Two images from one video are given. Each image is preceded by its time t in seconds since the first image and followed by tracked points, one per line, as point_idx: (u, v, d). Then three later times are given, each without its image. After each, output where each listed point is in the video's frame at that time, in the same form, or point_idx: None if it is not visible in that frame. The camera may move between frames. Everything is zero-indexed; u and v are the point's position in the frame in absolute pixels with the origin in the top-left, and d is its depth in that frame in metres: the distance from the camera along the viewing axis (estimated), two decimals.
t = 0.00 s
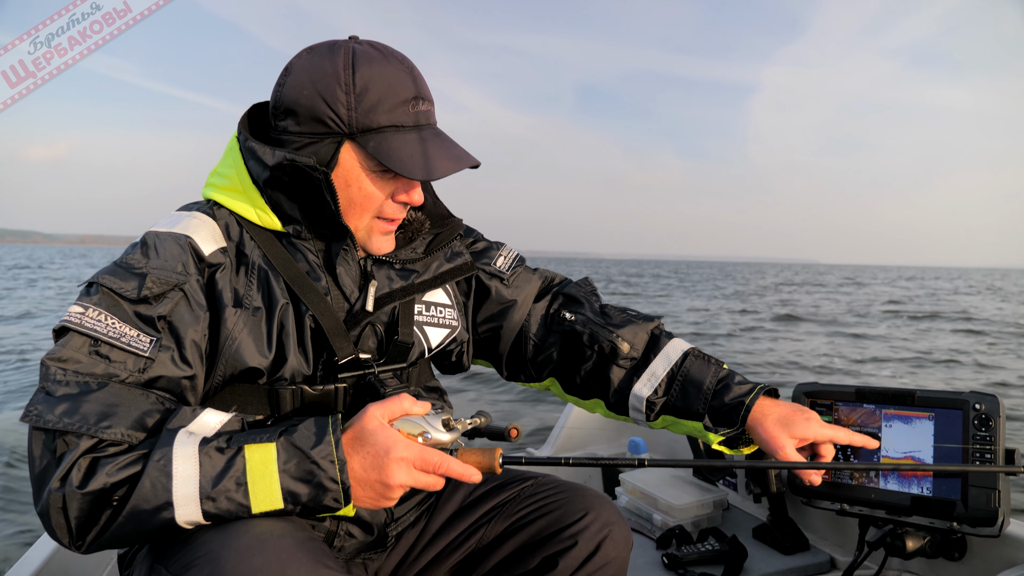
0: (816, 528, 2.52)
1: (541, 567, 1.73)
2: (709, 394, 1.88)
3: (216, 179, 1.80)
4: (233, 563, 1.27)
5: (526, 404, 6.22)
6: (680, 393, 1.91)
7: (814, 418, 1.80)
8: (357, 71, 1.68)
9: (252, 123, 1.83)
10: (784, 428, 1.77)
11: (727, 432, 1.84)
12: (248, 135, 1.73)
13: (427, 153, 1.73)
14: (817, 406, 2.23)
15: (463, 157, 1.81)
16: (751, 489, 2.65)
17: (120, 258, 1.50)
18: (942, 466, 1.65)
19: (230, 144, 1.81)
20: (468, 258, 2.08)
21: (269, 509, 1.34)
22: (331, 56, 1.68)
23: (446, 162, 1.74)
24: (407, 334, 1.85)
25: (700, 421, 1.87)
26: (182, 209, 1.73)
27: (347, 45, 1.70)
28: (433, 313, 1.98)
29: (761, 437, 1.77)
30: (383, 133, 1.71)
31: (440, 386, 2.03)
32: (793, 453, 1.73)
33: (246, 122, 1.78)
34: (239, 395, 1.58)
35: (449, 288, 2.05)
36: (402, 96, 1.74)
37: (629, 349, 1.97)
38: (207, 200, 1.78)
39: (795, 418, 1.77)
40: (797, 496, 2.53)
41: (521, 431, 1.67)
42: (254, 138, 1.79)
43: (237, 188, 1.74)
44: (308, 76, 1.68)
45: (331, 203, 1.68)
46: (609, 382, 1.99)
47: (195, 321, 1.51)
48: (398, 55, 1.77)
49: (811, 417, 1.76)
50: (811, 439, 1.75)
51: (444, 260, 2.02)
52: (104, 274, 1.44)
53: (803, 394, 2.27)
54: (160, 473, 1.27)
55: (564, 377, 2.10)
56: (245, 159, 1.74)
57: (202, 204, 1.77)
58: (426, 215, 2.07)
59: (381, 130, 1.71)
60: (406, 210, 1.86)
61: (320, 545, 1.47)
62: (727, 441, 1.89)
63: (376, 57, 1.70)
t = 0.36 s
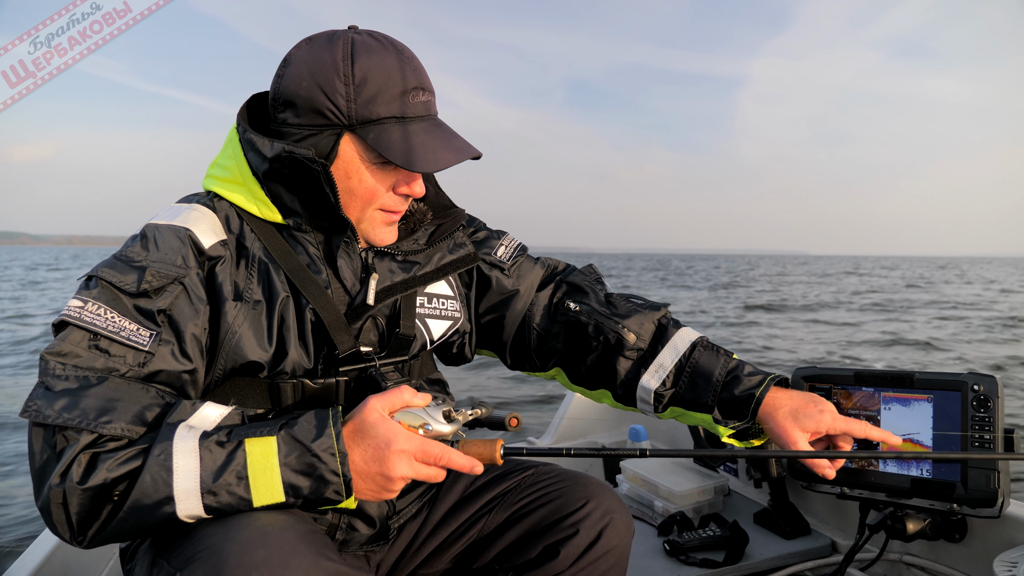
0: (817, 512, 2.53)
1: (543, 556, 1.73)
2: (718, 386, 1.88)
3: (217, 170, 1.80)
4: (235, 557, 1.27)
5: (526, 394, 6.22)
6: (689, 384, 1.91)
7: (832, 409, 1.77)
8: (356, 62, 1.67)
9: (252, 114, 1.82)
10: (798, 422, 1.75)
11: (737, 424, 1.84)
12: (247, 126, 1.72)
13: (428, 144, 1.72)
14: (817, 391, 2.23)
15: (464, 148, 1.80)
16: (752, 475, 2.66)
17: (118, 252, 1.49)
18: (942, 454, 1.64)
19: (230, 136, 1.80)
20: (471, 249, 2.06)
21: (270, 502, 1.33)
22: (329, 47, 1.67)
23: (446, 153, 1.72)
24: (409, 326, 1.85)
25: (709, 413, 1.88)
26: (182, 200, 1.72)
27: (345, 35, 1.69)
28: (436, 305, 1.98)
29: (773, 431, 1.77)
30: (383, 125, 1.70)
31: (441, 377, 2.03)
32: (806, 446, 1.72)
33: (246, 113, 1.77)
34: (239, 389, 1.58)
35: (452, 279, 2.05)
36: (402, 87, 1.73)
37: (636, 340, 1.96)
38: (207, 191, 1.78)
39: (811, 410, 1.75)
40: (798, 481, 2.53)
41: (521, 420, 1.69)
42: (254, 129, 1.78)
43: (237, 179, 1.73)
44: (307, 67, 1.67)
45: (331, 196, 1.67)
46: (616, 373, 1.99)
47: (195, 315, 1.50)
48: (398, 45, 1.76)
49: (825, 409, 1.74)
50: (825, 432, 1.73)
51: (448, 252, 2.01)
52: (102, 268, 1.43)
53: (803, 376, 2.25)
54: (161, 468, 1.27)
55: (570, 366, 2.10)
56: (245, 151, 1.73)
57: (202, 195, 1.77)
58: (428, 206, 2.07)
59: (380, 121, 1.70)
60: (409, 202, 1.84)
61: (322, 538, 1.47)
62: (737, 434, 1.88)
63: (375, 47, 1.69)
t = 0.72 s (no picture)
0: (817, 521, 2.53)
1: (543, 563, 1.74)
2: (715, 390, 1.88)
3: (216, 178, 1.81)
4: (236, 563, 1.27)
5: (526, 401, 6.23)
6: (686, 389, 1.91)
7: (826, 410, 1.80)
8: (353, 68, 1.68)
9: (250, 122, 1.83)
10: (793, 421, 1.77)
11: (734, 427, 1.85)
12: (246, 134, 1.73)
13: (424, 148, 1.73)
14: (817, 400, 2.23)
15: (461, 153, 1.80)
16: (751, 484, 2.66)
17: (119, 259, 1.50)
18: (941, 459, 1.65)
19: (229, 143, 1.81)
20: (470, 255, 2.08)
21: (272, 508, 1.34)
22: (327, 52, 1.68)
23: (443, 158, 1.73)
24: (408, 332, 1.86)
25: (707, 417, 1.88)
26: (181, 208, 1.73)
27: (342, 42, 1.70)
28: (434, 311, 1.98)
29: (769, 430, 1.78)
30: (381, 130, 1.71)
31: (441, 384, 2.03)
32: (802, 446, 1.74)
33: (244, 121, 1.78)
34: (239, 395, 1.59)
35: (450, 285, 2.05)
36: (399, 92, 1.73)
37: (634, 345, 1.97)
38: (207, 198, 1.79)
39: (806, 410, 1.77)
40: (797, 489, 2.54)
41: (520, 428, 1.69)
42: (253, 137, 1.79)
43: (237, 186, 1.75)
44: (304, 73, 1.68)
45: (330, 204, 1.68)
46: (614, 378, 1.99)
47: (196, 321, 1.51)
48: (395, 51, 1.77)
49: (821, 409, 1.76)
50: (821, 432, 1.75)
51: (446, 258, 2.03)
52: (103, 275, 1.44)
53: (802, 386, 2.25)
54: (162, 474, 1.27)
55: (568, 373, 2.10)
56: (244, 158, 1.74)
57: (202, 202, 1.78)
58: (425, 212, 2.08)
59: (378, 126, 1.71)
60: (405, 208, 1.86)
61: (322, 543, 1.47)
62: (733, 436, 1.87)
63: (371, 52, 1.70)
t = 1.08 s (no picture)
0: (817, 527, 2.53)
1: (542, 567, 1.74)
2: (687, 382, 1.89)
3: (218, 183, 1.82)
4: (237, 566, 1.28)
5: (526, 406, 6.22)
6: (661, 385, 1.92)
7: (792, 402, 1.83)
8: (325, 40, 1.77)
9: (257, 129, 1.86)
10: (762, 409, 1.79)
11: (706, 416, 1.84)
12: (251, 138, 1.74)
13: (369, 104, 1.71)
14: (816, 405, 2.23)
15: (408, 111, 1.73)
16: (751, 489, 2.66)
17: (122, 263, 1.51)
18: (940, 462, 1.65)
19: (230, 150, 1.82)
20: (467, 256, 2.11)
21: (272, 511, 1.34)
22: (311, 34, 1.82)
23: (381, 109, 1.69)
24: (407, 336, 1.87)
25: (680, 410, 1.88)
26: (183, 214, 1.74)
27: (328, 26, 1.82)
28: (432, 315, 1.99)
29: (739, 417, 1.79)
30: (335, 89, 1.74)
31: (439, 389, 2.04)
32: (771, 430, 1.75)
33: (251, 126, 1.80)
34: (239, 398, 1.59)
35: (448, 290, 2.06)
36: (364, 62, 1.78)
37: (618, 348, 1.98)
38: (207, 206, 1.79)
39: (772, 400, 1.80)
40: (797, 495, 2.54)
41: (520, 433, 1.70)
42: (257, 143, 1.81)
43: (238, 194, 1.75)
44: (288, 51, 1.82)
45: (324, 212, 1.69)
46: (598, 379, 2.00)
47: (197, 325, 1.52)
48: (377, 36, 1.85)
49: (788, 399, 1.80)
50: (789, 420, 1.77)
51: (442, 259, 2.04)
52: (106, 279, 1.45)
53: (802, 391, 2.26)
54: (164, 475, 1.28)
55: (559, 381, 2.10)
56: (245, 164, 1.76)
57: (202, 208, 1.79)
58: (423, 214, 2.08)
59: (333, 86, 1.74)
60: (376, 185, 1.84)
61: (322, 547, 1.47)
62: (706, 429, 1.89)
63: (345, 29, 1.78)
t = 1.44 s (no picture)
0: (817, 511, 2.54)
1: (543, 552, 1.74)
2: (700, 373, 1.88)
3: (222, 170, 1.81)
4: (238, 551, 1.28)
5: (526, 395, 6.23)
6: (672, 374, 1.91)
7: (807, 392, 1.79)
8: (356, 43, 1.70)
9: (261, 113, 1.84)
10: (776, 402, 1.76)
11: (717, 408, 1.84)
12: (254, 123, 1.73)
13: (421, 119, 1.72)
14: (817, 389, 2.23)
15: (457, 125, 1.79)
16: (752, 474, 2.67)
17: (125, 247, 1.51)
18: (941, 451, 1.64)
19: (235, 134, 1.81)
20: (469, 244, 2.09)
21: (273, 496, 1.34)
22: (330, 29, 1.71)
23: (439, 127, 1.72)
24: (409, 322, 1.86)
25: (692, 401, 1.88)
26: (188, 198, 1.73)
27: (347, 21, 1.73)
28: (436, 302, 1.99)
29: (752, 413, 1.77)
30: (379, 100, 1.71)
31: (441, 375, 2.03)
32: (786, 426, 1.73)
33: (255, 110, 1.79)
34: (242, 384, 1.59)
35: (450, 277, 2.06)
36: (398, 66, 1.74)
37: (626, 335, 1.97)
38: (213, 189, 1.79)
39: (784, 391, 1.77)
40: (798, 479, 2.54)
41: (521, 420, 1.69)
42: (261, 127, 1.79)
43: (243, 178, 1.75)
44: (308, 48, 1.70)
45: (331, 191, 1.68)
46: (605, 366, 1.99)
47: (201, 309, 1.51)
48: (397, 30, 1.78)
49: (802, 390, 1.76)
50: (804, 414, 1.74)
51: (446, 246, 2.03)
52: (110, 263, 1.44)
53: (803, 376, 2.27)
54: (166, 459, 1.28)
55: (565, 367, 2.09)
56: (250, 148, 1.74)
57: (207, 194, 1.78)
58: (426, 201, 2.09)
59: (376, 97, 1.71)
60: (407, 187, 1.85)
61: (324, 532, 1.47)
62: (717, 420, 1.89)
63: (374, 30, 1.72)
